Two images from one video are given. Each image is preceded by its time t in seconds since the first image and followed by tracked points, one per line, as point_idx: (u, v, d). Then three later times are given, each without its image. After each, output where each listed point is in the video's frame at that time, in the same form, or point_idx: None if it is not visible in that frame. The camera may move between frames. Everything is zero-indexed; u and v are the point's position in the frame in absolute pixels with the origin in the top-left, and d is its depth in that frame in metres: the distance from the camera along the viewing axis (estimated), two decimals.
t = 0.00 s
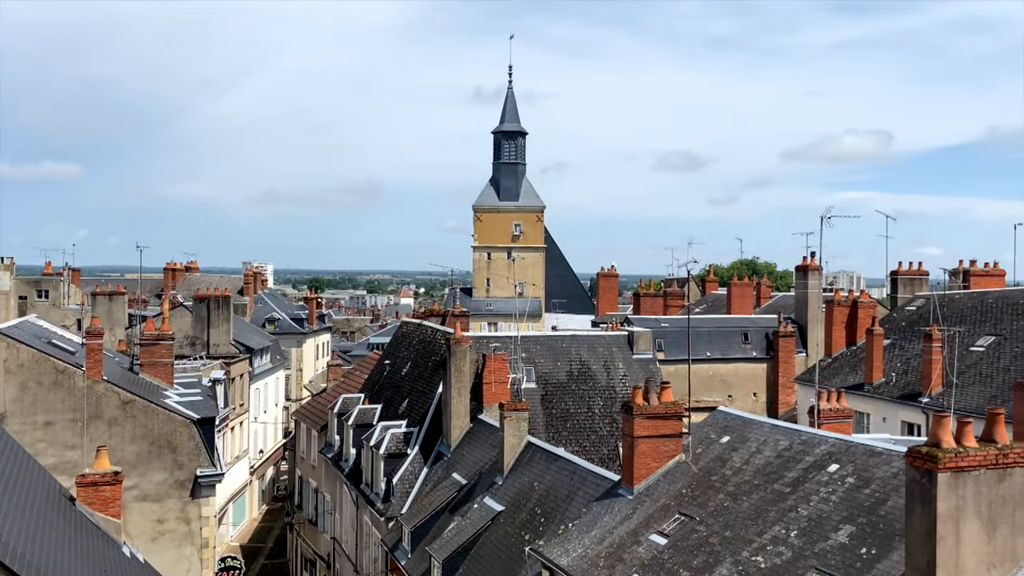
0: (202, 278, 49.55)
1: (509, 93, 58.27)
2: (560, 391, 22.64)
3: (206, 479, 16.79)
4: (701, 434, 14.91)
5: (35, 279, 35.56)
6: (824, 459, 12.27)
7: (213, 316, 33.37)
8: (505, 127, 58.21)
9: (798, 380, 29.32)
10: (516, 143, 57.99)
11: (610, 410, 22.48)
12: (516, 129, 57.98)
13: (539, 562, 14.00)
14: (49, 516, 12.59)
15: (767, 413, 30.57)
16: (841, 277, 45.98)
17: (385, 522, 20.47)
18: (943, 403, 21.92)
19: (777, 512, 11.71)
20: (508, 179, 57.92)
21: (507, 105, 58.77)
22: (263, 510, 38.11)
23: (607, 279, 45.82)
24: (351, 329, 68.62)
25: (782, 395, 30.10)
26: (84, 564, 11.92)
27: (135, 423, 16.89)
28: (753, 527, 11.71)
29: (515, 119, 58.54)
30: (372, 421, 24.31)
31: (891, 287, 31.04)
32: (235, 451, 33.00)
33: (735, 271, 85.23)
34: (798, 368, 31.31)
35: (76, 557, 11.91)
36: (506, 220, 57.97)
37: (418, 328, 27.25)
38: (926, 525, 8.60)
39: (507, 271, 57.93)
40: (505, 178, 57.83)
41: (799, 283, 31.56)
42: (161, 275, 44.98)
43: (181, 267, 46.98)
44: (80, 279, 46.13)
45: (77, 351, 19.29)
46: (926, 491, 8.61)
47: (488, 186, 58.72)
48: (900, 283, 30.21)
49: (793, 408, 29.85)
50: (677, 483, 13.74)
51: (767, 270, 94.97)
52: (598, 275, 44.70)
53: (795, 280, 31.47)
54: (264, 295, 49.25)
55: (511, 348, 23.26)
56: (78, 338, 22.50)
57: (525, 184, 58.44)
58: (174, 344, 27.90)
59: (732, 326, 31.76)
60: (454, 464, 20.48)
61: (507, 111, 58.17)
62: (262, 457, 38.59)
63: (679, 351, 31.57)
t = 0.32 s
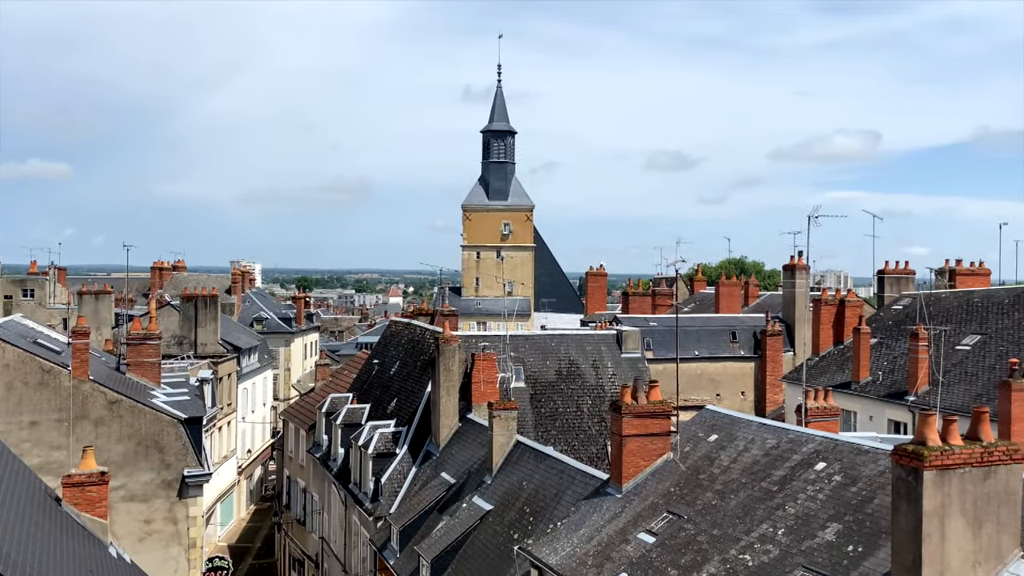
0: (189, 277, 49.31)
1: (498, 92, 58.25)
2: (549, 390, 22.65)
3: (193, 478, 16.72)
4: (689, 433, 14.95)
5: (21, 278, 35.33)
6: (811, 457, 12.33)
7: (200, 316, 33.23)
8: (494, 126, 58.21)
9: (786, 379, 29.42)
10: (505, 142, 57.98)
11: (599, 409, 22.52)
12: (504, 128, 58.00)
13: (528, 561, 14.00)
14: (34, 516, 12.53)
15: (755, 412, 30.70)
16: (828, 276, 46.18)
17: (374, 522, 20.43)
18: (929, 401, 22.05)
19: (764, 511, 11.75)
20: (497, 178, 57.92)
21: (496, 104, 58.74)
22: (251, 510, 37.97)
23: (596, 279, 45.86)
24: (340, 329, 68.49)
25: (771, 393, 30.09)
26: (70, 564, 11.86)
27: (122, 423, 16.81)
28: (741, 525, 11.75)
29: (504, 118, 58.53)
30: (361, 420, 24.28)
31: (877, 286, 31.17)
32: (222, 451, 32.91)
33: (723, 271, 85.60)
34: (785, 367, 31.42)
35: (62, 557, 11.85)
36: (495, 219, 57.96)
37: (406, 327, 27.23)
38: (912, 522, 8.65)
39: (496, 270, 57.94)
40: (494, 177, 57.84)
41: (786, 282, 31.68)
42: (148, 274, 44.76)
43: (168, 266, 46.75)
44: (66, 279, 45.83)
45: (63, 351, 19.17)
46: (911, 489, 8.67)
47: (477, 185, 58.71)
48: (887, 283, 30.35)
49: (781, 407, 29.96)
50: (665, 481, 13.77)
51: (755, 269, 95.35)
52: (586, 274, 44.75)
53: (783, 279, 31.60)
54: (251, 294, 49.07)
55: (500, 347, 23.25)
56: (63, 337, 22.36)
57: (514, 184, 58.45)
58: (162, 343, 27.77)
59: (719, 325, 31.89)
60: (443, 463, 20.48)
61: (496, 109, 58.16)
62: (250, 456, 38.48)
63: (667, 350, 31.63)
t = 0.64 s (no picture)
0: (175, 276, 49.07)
1: (485, 91, 58.23)
2: (536, 389, 22.66)
3: (179, 479, 16.63)
4: (675, 431, 14.98)
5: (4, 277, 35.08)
6: (797, 455, 12.37)
7: (186, 315, 33.09)
8: (481, 125, 58.20)
9: (772, 378, 29.54)
10: (492, 141, 57.96)
11: (587, 408, 22.55)
12: (492, 127, 57.98)
13: (515, 560, 14.00)
14: (17, 517, 12.44)
15: (741, 411, 30.80)
16: (814, 275, 46.42)
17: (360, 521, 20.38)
18: (913, 400, 22.18)
19: (751, 509, 11.80)
20: (484, 177, 57.89)
21: (483, 103, 58.69)
22: (237, 510, 37.83)
23: (584, 278, 45.89)
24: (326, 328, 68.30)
25: (755, 391, 30.28)
26: (54, 564, 11.79)
27: (107, 423, 16.71)
28: (727, 523, 11.78)
29: (491, 117, 58.51)
30: (348, 420, 24.23)
31: (863, 285, 31.31)
32: (208, 451, 32.76)
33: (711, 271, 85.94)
34: (772, 366, 31.53)
35: (45, 558, 11.76)
36: (482, 218, 57.93)
37: (394, 327, 27.18)
38: (896, 520, 8.70)
39: (484, 269, 57.91)
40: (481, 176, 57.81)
41: (772, 282, 31.80)
42: (133, 273, 44.50)
43: (153, 265, 46.51)
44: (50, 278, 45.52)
45: (46, 350, 19.04)
46: (896, 486, 8.72)
47: (465, 184, 58.69)
48: (872, 282, 30.49)
49: (767, 406, 30.08)
50: (652, 480, 13.80)
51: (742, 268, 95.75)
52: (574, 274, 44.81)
53: (769, 278, 31.74)
54: (237, 294, 48.86)
55: (487, 346, 23.22)
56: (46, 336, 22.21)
57: (502, 183, 58.43)
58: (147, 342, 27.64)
59: (706, 324, 32.00)
60: (431, 463, 20.45)
61: (484, 108, 58.15)
62: (236, 456, 38.32)
63: (654, 349, 31.70)
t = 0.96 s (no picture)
0: (160, 275, 48.76)
1: (472, 90, 58.20)
2: (523, 388, 22.67)
3: (163, 479, 16.54)
4: (662, 430, 15.01)
5: None
6: (782, 453, 12.42)
7: (171, 314, 32.91)
8: (468, 124, 58.21)
9: (758, 376, 29.66)
10: (479, 140, 57.98)
11: (574, 407, 22.58)
12: (479, 126, 58.00)
13: (502, 558, 13.99)
14: None
15: (727, 409, 30.90)
16: (800, 274, 46.64)
17: (347, 521, 20.33)
18: (897, 398, 22.32)
19: (736, 507, 11.84)
20: (472, 176, 57.87)
21: (470, 102, 58.69)
22: (223, 510, 37.66)
23: (571, 277, 45.93)
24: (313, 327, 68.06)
25: (742, 391, 30.35)
26: (36, 565, 11.70)
27: (91, 423, 16.61)
28: (713, 521, 11.82)
29: (479, 117, 58.51)
30: (334, 420, 24.16)
31: (848, 284, 31.46)
32: (193, 451, 32.60)
33: (697, 271, 86.45)
34: (758, 365, 31.64)
35: (27, 558, 11.66)
36: (469, 217, 57.91)
37: (380, 326, 27.11)
38: (880, 517, 8.74)
39: (471, 268, 57.87)
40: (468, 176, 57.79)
41: (758, 281, 31.93)
42: (118, 272, 44.22)
43: (137, 263, 46.22)
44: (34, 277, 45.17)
45: (29, 350, 18.89)
46: (880, 484, 8.77)
47: (452, 183, 58.63)
48: (857, 281, 30.63)
49: (753, 404, 30.20)
50: (639, 478, 13.83)
51: (728, 267, 96.07)
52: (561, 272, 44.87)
53: (754, 278, 31.87)
54: (223, 293, 48.64)
55: (474, 345, 23.21)
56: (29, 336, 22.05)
57: (489, 182, 58.43)
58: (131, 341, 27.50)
59: (692, 323, 32.08)
60: (417, 462, 20.42)
61: (471, 107, 58.12)
62: (222, 456, 38.15)
63: (641, 348, 31.75)
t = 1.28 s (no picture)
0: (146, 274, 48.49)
1: (461, 89, 58.11)
2: (511, 387, 22.66)
3: (149, 479, 16.46)
4: (649, 429, 15.03)
5: None
6: (769, 452, 12.45)
7: (157, 313, 32.74)
8: (456, 123, 58.13)
9: (745, 375, 29.76)
10: (467, 139, 57.93)
11: (562, 406, 22.59)
12: (468, 125, 57.93)
13: (490, 558, 13.97)
14: None
15: (714, 408, 31.00)
16: (787, 274, 46.81)
17: (334, 521, 20.27)
18: (883, 397, 22.43)
19: (724, 506, 11.86)
20: (460, 175, 57.80)
21: (459, 101, 58.61)
22: (209, 510, 37.51)
23: (559, 276, 45.95)
24: (300, 326, 67.84)
25: (729, 389, 30.45)
26: (19, 566, 11.61)
27: (75, 423, 16.50)
28: (700, 520, 11.84)
29: (467, 115, 58.44)
30: (321, 419, 24.08)
31: (834, 284, 31.58)
32: (180, 451, 32.45)
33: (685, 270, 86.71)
34: (745, 364, 31.74)
35: (11, 560, 11.57)
36: (458, 216, 57.84)
37: (367, 326, 27.03)
38: (866, 515, 8.78)
39: (459, 267, 57.80)
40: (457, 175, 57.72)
41: (745, 280, 32.02)
42: (103, 271, 43.96)
43: (123, 263, 45.94)
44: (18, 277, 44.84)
45: (13, 350, 18.74)
46: (866, 482, 8.81)
47: (440, 182, 58.57)
48: (843, 281, 30.75)
49: (740, 403, 30.30)
50: (626, 478, 13.85)
51: (716, 267, 96.39)
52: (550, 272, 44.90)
53: (741, 277, 31.96)
54: (209, 292, 48.42)
55: (462, 345, 23.17)
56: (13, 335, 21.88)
57: (478, 181, 58.38)
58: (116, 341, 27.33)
59: (680, 322, 32.15)
60: (405, 462, 20.39)
61: (459, 106, 58.03)
62: (208, 456, 37.98)
63: (629, 347, 31.79)
